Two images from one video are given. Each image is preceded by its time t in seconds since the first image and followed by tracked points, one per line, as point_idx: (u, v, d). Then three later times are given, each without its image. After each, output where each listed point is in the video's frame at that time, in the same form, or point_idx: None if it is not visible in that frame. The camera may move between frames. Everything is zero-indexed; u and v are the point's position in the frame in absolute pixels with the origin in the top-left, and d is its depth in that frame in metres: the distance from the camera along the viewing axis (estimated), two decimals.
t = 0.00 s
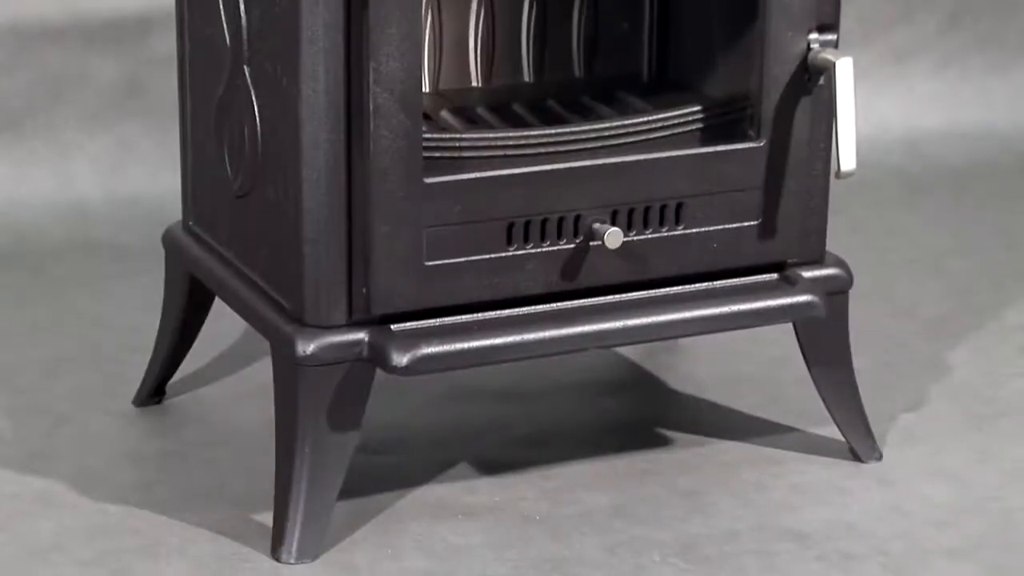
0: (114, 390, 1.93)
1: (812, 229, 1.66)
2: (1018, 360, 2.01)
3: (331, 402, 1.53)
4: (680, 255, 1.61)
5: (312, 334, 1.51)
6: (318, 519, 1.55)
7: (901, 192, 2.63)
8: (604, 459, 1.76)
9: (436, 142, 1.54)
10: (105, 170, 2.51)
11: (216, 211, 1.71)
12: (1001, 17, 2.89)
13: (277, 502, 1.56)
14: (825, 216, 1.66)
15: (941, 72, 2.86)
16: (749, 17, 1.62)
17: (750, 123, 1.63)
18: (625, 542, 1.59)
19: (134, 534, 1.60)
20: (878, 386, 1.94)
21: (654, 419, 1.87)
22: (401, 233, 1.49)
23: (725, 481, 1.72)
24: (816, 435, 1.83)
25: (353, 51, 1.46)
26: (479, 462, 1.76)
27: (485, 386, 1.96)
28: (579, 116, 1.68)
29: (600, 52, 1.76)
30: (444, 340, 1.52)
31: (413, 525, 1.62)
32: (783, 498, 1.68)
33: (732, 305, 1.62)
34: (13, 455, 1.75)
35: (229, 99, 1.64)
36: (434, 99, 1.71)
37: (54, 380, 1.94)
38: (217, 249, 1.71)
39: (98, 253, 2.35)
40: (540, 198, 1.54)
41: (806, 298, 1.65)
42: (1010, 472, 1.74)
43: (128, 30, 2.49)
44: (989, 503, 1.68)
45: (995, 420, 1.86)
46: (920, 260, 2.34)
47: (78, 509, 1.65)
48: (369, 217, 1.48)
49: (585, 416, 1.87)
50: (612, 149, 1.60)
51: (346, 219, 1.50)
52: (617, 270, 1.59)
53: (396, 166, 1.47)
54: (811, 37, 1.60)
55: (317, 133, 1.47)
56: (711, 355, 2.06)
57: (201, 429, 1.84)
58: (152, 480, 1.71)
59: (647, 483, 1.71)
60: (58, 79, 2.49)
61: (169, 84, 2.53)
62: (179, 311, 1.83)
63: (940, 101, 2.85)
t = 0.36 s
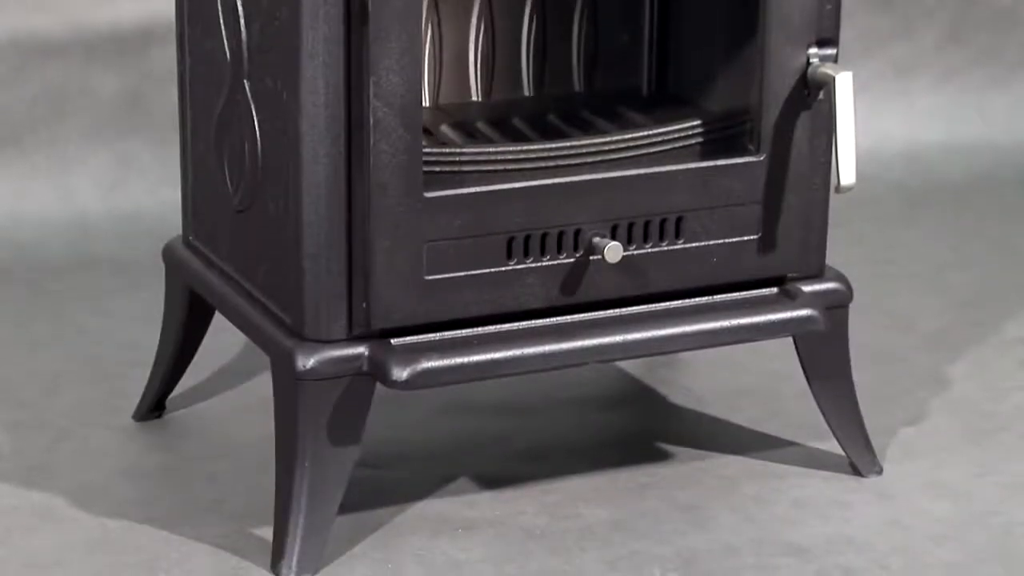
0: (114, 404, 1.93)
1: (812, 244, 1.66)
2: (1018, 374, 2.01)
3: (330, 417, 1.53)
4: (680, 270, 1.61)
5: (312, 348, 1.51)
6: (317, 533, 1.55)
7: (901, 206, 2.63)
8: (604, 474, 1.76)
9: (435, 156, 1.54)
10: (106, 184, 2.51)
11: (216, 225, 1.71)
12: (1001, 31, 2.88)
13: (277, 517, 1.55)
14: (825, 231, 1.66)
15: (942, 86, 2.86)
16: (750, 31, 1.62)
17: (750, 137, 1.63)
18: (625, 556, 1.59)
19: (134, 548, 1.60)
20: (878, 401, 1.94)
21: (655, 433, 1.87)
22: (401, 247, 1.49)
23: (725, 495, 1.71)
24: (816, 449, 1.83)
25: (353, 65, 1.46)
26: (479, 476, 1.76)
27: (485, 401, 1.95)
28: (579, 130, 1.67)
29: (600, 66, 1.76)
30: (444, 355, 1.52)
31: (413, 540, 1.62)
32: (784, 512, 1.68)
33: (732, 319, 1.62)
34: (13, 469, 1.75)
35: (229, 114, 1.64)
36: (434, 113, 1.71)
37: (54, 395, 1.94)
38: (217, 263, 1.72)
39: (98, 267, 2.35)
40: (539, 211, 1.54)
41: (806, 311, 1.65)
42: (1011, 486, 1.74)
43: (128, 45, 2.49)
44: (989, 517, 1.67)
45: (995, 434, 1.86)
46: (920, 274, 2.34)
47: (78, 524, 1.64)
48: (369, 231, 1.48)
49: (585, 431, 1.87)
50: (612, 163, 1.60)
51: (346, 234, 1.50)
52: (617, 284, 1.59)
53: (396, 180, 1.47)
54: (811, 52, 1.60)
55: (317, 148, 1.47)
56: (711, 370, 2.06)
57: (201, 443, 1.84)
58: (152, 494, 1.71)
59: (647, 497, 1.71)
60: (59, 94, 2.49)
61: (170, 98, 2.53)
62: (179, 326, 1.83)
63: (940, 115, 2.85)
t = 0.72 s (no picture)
0: (114, 418, 1.93)
1: (812, 258, 1.66)
2: (1018, 387, 2.01)
3: (330, 431, 1.53)
4: (680, 284, 1.61)
5: (312, 362, 1.51)
6: (318, 548, 1.55)
7: (901, 220, 2.63)
8: (603, 488, 1.76)
9: (436, 170, 1.54)
10: (106, 199, 2.51)
11: (216, 239, 1.71)
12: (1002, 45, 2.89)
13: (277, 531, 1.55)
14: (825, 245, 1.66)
15: (941, 100, 2.86)
16: (750, 45, 1.62)
17: (750, 151, 1.63)
18: (625, 570, 1.59)
19: (134, 563, 1.60)
20: (878, 415, 1.94)
21: (655, 447, 1.87)
22: (401, 261, 1.49)
23: (725, 509, 1.71)
24: (816, 464, 1.83)
25: (353, 80, 1.46)
26: (479, 491, 1.75)
27: (486, 415, 1.95)
28: (579, 143, 1.68)
29: (600, 81, 1.76)
30: (444, 369, 1.52)
31: (413, 554, 1.62)
32: (784, 526, 1.68)
33: (731, 335, 1.62)
34: (13, 484, 1.75)
35: (229, 128, 1.64)
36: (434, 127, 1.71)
37: (54, 409, 1.94)
38: (217, 277, 1.72)
39: (98, 281, 2.35)
40: (539, 225, 1.54)
41: (806, 326, 1.65)
42: (1010, 500, 1.74)
43: (128, 59, 2.49)
44: (989, 531, 1.67)
45: (995, 448, 1.85)
46: (920, 288, 2.34)
47: (78, 539, 1.64)
48: (369, 245, 1.48)
49: (585, 445, 1.87)
50: (612, 177, 1.60)
51: (346, 248, 1.50)
52: (617, 298, 1.59)
53: (396, 194, 1.47)
54: (811, 66, 1.60)
55: (317, 162, 1.47)
56: (711, 384, 2.06)
57: (201, 458, 1.83)
58: (152, 509, 1.71)
59: (647, 511, 1.71)
60: (59, 108, 2.49)
61: (169, 112, 2.54)
62: (179, 339, 1.83)
63: (940, 129, 2.85)
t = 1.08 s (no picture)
0: (114, 432, 1.93)
1: (812, 271, 1.66)
2: (1018, 401, 2.01)
3: (330, 445, 1.53)
4: (680, 297, 1.61)
5: (312, 376, 1.51)
6: (318, 562, 1.55)
7: (901, 234, 2.63)
8: (603, 501, 1.76)
9: (436, 183, 1.54)
10: (105, 213, 2.51)
11: (216, 253, 1.71)
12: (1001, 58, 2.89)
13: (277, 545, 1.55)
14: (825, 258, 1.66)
15: (941, 114, 2.87)
16: (750, 58, 1.62)
17: (750, 165, 1.63)
18: None
19: None
20: (878, 428, 1.94)
21: (655, 460, 1.87)
22: (401, 275, 1.49)
23: (725, 523, 1.71)
24: (816, 477, 1.83)
25: (353, 94, 1.46)
26: (479, 504, 1.75)
27: (486, 428, 1.95)
28: (579, 157, 1.68)
29: (600, 94, 1.77)
30: (444, 383, 1.52)
31: (413, 568, 1.62)
32: (784, 540, 1.68)
33: (732, 348, 1.62)
34: (13, 498, 1.75)
35: (229, 142, 1.64)
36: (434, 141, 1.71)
37: (54, 422, 1.94)
38: (217, 291, 1.72)
39: (98, 294, 2.35)
40: (539, 239, 1.54)
41: (806, 339, 1.65)
42: (1010, 514, 1.74)
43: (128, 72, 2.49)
44: (989, 544, 1.67)
45: (995, 462, 1.85)
46: (920, 302, 2.34)
47: (78, 552, 1.64)
48: (368, 259, 1.48)
49: (585, 458, 1.87)
50: (612, 191, 1.60)
51: (346, 262, 1.50)
52: (617, 312, 1.59)
53: (396, 208, 1.47)
54: (811, 79, 1.60)
55: (317, 176, 1.47)
56: (711, 397, 2.06)
57: (202, 471, 1.83)
58: (152, 522, 1.71)
59: (647, 525, 1.70)
60: (60, 122, 2.49)
61: (169, 126, 2.54)
62: (179, 353, 1.83)
63: (939, 143, 2.86)
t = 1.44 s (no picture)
0: (114, 445, 1.93)
1: (812, 284, 1.66)
2: (1018, 414, 2.01)
3: (330, 458, 1.53)
4: (680, 310, 1.61)
5: (312, 389, 1.51)
6: None
7: (901, 247, 2.63)
8: (604, 515, 1.76)
9: (436, 197, 1.54)
10: (105, 225, 2.51)
11: (216, 266, 1.71)
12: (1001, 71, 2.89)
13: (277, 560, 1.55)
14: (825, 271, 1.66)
15: (941, 127, 2.87)
16: (750, 71, 1.62)
17: (750, 178, 1.63)
18: None
19: None
20: (878, 441, 1.94)
21: (655, 474, 1.86)
22: (401, 288, 1.49)
23: (725, 536, 1.71)
24: (817, 490, 1.83)
25: (353, 107, 1.46)
26: (479, 517, 1.75)
27: (486, 442, 1.95)
28: (579, 171, 1.68)
29: (600, 107, 1.77)
30: (444, 396, 1.52)
31: None
32: (784, 553, 1.67)
33: (732, 360, 1.62)
34: (13, 511, 1.75)
35: (229, 155, 1.64)
36: (434, 154, 1.71)
37: (54, 435, 1.94)
38: (217, 304, 1.72)
39: (98, 307, 2.35)
40: (539, 252, 1.54)
41: (806, 352, 1.65)
42: (1010, 527, 1.74)
43: (129, 85, 2.50)
44: (990, 557, 1.67)
45: (995, 475, 1.85)
46: (920, 315, 2.34)
47: (78, 566, 1.64)
48: (369, 272, 1.48)
49: (585, 471, 1.87)
50: (612, 204, 1.60)
51: (347, 275, 1.50)
52: (617, 325, 1.59)
53: (396, 221, 1.48)
54: (811, 92, 1.61)
55: (317, 189, 1.47)
56: (711, 410, 2.05)
57: (202, 484, 1.83)
58: (151, 535, 1.71)
59: (647, 538, 1.70)
60: (59, 135, 2.49)
61: (170, 139, 2.54)
62: (179, 366, 1.83)
63: (939, 156, 2.86)
